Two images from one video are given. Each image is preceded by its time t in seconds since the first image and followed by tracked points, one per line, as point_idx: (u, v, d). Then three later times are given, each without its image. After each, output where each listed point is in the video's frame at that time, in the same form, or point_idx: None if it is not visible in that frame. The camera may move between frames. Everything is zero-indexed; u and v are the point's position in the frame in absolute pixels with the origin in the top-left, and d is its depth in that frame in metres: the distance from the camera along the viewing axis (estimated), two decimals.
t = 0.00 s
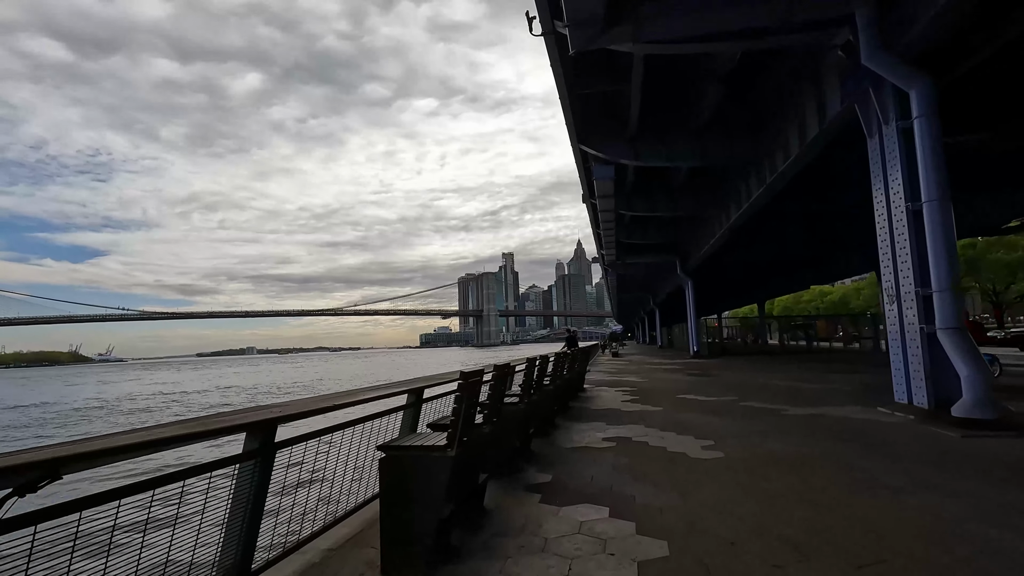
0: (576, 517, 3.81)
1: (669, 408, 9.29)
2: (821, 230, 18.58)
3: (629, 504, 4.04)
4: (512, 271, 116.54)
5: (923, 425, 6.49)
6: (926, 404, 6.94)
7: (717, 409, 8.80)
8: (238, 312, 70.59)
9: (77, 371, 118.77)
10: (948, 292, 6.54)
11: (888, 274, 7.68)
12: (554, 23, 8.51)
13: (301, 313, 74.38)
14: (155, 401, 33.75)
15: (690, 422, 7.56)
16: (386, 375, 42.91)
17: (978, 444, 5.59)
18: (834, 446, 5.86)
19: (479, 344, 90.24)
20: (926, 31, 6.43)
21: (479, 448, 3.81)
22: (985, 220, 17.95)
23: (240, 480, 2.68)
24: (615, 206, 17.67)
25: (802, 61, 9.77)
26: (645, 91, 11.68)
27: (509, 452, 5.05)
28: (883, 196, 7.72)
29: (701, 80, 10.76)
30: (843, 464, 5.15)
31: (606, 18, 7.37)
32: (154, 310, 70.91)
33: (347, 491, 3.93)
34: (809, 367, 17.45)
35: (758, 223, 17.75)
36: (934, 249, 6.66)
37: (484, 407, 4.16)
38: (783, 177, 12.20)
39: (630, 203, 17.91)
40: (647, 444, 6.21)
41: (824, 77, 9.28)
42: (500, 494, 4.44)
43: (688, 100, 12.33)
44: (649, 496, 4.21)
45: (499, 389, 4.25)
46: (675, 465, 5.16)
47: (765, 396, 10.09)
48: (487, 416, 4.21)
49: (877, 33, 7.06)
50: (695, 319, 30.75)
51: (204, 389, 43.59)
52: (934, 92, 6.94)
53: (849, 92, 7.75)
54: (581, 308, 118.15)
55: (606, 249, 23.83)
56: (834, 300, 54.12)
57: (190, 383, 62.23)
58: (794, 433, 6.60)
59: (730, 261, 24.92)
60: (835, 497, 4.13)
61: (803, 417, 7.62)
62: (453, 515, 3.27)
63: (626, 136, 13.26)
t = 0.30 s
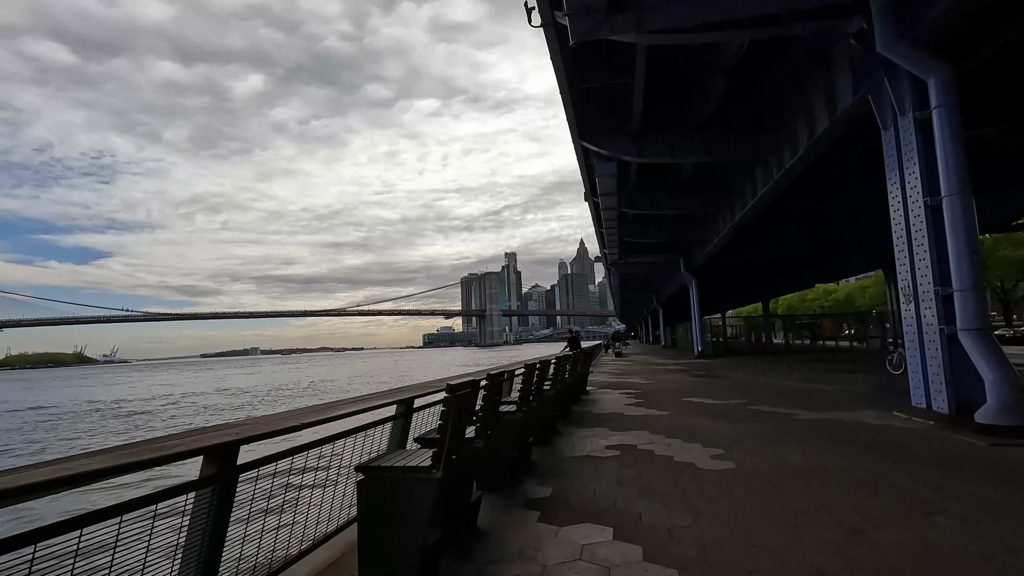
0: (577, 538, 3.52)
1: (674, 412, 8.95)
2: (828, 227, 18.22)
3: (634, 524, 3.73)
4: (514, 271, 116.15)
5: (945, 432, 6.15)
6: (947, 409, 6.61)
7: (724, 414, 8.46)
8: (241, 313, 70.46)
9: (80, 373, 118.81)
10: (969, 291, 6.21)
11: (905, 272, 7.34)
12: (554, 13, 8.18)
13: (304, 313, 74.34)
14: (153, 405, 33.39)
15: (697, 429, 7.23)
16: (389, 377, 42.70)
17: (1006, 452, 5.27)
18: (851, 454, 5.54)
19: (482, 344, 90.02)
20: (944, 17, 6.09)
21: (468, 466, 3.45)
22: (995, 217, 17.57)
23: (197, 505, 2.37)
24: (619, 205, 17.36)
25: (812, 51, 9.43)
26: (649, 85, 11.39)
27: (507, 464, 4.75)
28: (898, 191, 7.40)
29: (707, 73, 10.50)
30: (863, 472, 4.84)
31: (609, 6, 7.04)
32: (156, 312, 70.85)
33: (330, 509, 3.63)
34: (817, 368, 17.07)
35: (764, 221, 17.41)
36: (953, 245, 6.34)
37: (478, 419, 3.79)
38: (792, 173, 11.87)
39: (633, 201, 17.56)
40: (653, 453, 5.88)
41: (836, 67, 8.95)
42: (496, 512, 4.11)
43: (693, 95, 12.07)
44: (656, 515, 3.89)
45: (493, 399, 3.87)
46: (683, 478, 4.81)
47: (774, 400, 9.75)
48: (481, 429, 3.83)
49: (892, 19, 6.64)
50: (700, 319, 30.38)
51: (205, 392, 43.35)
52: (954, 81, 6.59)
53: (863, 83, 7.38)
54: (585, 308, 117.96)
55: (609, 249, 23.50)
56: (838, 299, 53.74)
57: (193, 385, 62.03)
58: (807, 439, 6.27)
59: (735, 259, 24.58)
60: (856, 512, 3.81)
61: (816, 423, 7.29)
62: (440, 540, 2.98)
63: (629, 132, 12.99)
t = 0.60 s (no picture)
0: (570, 551, 3.22)
1: (679, 413, 8.64)
2: (834, 222, 17.87)
3: (635, 535, 3.42)
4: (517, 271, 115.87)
5: (966, 434, 5.80)
6: (966, 411, 6.27)
7: (731, 415, 8.13)
8: (243, 311, 70.45)
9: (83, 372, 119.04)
10: (991, 285, 5.87)
11: (921, 267, 7.01)
12: None
13: (306, 312, 74.27)
14: (154, 403, 33.28)
15: (702, 430, 6.91)
16: (390, 375, 42.52)
17: None
18: (867, 457, 5.21)
19: (484, 343, 89.85)
20: None
21: (450, 473, 3.15)
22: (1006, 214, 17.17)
23: (131, 521, 2.02)
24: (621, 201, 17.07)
25: (819, 39, 9.12)
26: (652, 77, 11.11)
27: (496, 469, 4.45)
28: (915, 181, 7.05)
29: (711, 64, 10.23)
30: (884, 481, 4.48)
31: None
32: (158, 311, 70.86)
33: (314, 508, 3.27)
34: (823, 368, 16.70)
35: (768, 217, 17.07)
36: (974, 236, 6.00)
37: (462, 421, 3.50)
38: (800, 166, 11.55)
39: (636, 198, 17.27)
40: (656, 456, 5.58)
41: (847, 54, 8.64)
42: (484, 522, 3.79)
43: (698, 87, 11.79)
44: (661, 525, 3.57)
45: (478, 399, 3.58)
46: (689, 485, 4.47)
47: (782, 400, 9.42)
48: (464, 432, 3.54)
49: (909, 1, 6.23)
50: (703, 318, 30.05)
51: (206, 390, 43.22)
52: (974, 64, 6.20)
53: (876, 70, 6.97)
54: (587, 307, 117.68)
55: (610, 246, 23.21)
56: (842, 298, 53.33)
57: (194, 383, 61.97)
58: (817, 441, 5.97)
59: (739, 257, 24.27)
60: (882, 523, 3.46)
61: (828, 423, 6.95)
62: (414, 555, 2.67)
63: (632, 126, 12.74)
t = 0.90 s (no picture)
0: None
1: (685, 417, 8.33)
2: (840, 221, 17.76)
3: (639, 561, 3.12)
4: (520, 270, 115.65)
5: (992, 443, 5.46)
6: (989, 417, 5.94)
7: (738, 419, 7.83)
8: (246, 312, 70.48)
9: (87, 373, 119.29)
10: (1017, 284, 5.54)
11: (940, 266, 6.68)
12: None
13: (309, 313, 74.24)
14: (156, 404, 33.14)
15: (709, 436, 6.61)
16: (392, 376, 42.34)
17: None
18: (887, 468, 4.90)
19: (487, 343, 89.69)
20: None
21: (435, 496, 2.85)
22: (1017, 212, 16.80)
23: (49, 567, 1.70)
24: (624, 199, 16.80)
25: (827, 31, 8.84)
26: (655, 72, 10.85)
27: (492, 482, 4.14)
28: (933, 175, 6.73)
29: (716, 58, 9.94)
30: (907, 495, 4.17)
31: None
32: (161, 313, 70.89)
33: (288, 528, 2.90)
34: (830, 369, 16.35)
35: (773, 215, 16.74)
36: (997, 233, 5.68)
37: (451, 437, 3.19)
38: (807, 162, 11.24)
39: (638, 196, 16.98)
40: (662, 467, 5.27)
41: (858, 45, 8.32)
42: (476, 545, 3.48)
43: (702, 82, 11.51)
44: (669, 548, 3.27)
45: (467, 412, 3.28)
46: (697, 500, 4.17)
47: (790, 403, 9.11)
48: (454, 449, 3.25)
49: None
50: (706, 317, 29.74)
51: (208, 391, 43.10)
52: (995, 51, 5.86)
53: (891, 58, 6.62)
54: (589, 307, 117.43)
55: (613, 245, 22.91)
56: (847, 297, 52.92)
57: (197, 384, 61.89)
58: (831, 450, 5.64)
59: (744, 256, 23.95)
60: (884, 527, 3.54)
61: (841, 430, 6.64)
62: None
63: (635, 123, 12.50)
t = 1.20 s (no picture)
0: None
1: (694, 416, 7.99)
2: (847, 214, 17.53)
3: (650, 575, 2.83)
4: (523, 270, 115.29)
5: None
6: (1020, 412, 5.60)
7: (750, 418, 7.49)
8: (249, 315, 70.36)
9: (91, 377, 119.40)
10: None
11: (963, 253, 6.36)
12: None
13: (312, 315, 74.02)
14: (159, 408, 32.87)
15: (721, 435, 6.27)
16: (395, 378, 42.00)
17: None
18: (915, 468, 4.56)
19: (491, 344, 89.32)
20: None
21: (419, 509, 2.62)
22: None
23: None
24: (627, 194, 16.51)
25: (840, 12, 8.53)
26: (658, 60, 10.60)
27: (484, 485, 3.98)
28: (954, 157, 6.41)
29: (722, 45, 9.67)
30: (942, 500, 3.83)
31: None
32: (166, 317, 70.85)
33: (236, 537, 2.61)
34: (839, 366, 15.90)
35: (780, 208, 16.38)
36: None
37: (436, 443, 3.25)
38: (816, 151, 10.89)
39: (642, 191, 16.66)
40: (670, 468, 4.97)
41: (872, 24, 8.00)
42: (466, 556, 3.20)
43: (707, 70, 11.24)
44: (682, 561, 2.97)
45: (453, 413, 3.37)
46: (708, 506, 3.87)
47: (804, 401, 8.75)
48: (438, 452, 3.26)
49: None
50: (712, 314, 29.33)
51: (211, 394, 42.87)
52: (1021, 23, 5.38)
53: (908, 34, 6.23)
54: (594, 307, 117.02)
55: (617, 242, 22.55)
56: (854, 293, 52.43)
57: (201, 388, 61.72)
58: (852, 450, 5.29)
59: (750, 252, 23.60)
60: (892, 532, 3.29)
61: (861, 428, 6.29)
62: None
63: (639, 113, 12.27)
